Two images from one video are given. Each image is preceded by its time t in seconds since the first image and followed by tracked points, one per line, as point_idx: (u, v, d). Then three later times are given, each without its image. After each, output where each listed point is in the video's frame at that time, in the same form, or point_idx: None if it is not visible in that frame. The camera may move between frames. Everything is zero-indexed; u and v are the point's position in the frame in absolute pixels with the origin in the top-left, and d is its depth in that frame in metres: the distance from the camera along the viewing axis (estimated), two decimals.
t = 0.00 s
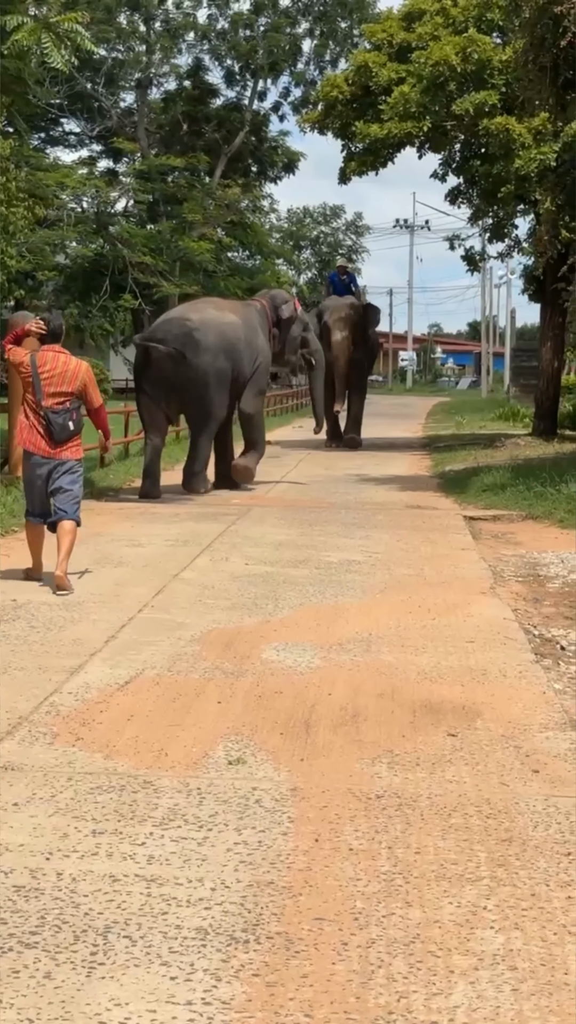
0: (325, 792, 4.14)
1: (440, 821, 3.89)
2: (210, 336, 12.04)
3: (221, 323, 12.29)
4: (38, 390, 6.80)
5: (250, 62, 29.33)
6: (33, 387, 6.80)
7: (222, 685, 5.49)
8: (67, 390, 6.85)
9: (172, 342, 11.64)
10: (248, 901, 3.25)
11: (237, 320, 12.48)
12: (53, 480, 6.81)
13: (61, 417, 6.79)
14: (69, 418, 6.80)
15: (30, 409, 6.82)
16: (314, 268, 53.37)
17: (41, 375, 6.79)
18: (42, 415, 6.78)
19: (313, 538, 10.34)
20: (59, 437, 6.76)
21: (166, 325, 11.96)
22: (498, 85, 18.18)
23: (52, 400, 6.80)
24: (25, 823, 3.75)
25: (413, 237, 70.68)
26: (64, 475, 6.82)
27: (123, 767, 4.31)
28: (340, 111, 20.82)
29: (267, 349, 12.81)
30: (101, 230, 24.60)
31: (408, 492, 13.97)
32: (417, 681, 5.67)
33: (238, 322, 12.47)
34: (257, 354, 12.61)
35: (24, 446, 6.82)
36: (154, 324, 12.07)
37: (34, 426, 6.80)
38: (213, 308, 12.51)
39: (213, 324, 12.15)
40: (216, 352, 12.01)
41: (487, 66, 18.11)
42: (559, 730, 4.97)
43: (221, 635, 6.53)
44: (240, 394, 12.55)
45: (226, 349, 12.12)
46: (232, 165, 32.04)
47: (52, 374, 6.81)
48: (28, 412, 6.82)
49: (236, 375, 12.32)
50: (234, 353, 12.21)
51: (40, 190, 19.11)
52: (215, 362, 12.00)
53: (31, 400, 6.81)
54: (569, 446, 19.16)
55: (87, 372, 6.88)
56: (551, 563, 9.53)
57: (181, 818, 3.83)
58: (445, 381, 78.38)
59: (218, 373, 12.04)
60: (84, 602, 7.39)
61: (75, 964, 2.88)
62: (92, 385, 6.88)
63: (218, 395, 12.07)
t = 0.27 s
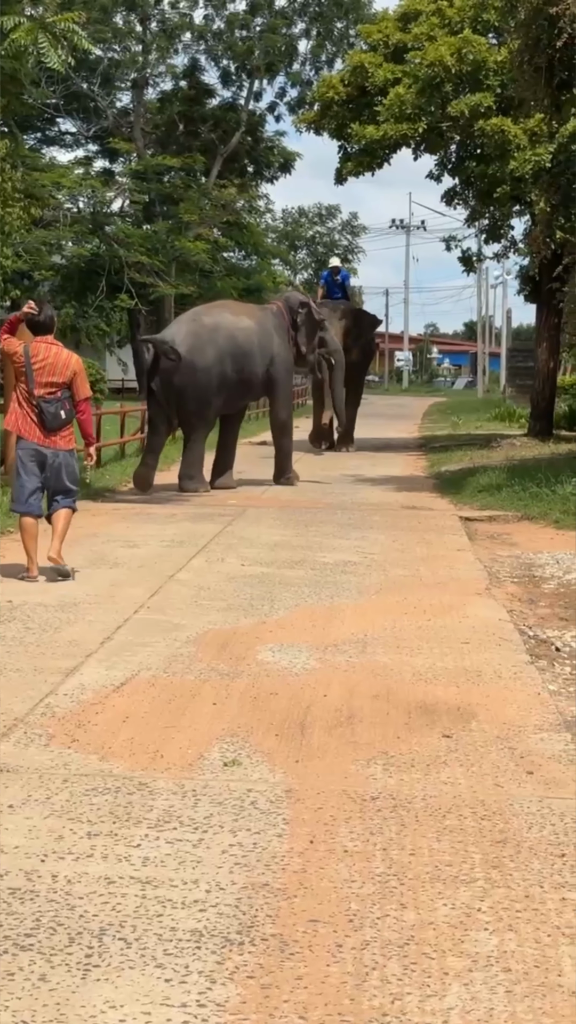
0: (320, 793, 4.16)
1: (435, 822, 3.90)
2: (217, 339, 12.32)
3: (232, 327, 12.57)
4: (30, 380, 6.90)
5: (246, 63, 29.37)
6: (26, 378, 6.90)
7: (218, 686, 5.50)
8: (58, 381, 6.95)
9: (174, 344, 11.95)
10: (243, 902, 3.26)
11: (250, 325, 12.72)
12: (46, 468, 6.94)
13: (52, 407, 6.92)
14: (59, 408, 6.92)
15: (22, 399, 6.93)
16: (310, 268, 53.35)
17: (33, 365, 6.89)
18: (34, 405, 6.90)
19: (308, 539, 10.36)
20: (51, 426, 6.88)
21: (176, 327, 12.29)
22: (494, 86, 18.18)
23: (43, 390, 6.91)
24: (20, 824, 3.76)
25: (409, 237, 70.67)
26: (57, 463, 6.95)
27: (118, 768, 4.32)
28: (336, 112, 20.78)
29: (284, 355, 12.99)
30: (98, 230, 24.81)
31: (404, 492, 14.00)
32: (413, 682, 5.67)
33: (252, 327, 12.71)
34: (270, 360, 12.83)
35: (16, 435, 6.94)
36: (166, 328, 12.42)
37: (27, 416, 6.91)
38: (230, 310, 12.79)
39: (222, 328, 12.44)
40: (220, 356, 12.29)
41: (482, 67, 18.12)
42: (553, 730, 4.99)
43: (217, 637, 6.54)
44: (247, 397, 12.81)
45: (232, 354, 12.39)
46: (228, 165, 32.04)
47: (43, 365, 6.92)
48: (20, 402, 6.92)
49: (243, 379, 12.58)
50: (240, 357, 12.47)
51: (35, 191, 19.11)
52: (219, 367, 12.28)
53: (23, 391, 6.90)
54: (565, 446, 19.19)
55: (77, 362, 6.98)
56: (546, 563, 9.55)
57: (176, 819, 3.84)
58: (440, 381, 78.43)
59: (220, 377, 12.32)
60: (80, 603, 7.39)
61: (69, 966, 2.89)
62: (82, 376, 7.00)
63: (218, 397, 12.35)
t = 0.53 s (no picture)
0: (315, 792, 4.18)
1: (429, 822, 3.92)
2: (228, 339, 12.64)
3: (245, 327, 12.89)
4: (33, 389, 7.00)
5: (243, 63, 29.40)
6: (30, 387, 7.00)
7: (213, 685, 5.52)
8: (60, 391, 7.05)
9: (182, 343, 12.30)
10: (237, 902, 3.28)
11: (263, 326, 13.01)
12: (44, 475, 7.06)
13: (53, 415, 7.00)
14: (60, 419, 7.01)
15: (23, 405, 7.02)
16: (307, 268, 53.33)
17: (38, 373, 6.99)
18: (35, 412, 6.99)
19: (304, 539, 10.37)
20: (50, 435, 6.98)
21: (189, 327, 12.66)
22: (490, 86, 18.17)
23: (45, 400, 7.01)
24: (16, 823, 3.77)
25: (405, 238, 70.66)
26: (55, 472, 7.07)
27: (114, 767, 4.33)
28: (332, 112, 20.77)
29: (298, 355, 13.24)
30: (94, 232, 24.88)
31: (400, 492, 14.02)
32: (409, 682, 5.69)
33: (264, 328, 13.00)
34: (282, 359, 13.09)
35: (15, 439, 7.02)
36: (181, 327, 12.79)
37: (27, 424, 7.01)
38: (244, 311, 13.10)
39: (234, 328, 12.75)
40: (230, 356, 12.60)
41: (478, 68, 18.12)
42: (547, 731, 5.00)
43: (213, 637, 6.55)
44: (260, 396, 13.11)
45: (242, 353, 12.69)
46: (224, 165, 32.03)
47: (48, 373, 7.02)
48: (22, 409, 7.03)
49: (254, 378, 12.87)
50: (251, 357, 12.77)
51: (31, 190, 19.07)
52: (229, 366, 12.60)
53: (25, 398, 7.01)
54: (561, 447, 19.20)
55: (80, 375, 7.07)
56: (542, 563, 9.56)
57: (171, 819, 3.86)
58: (437, 382, 78.44)
59: (230, 376, 12.63)
60: (75, 603, 7.40)
61: (64, 965, 2.91)
62: (84, 388, 7.10)
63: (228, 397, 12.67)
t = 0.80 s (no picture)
0: (308, 791, 4.19)
1: (422, 821, 3.93)
2: (221, 344, 12.89)
3: (245, 328, 13.02)
4: (39, 382, 7.39)
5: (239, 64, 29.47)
6: (36, 380, 7.40)
7: (206, 686, 5.53)
8: (64, 384, 7.45)
9: (172, 349, 12.69)
10: (230, 900, 3.29)
11: (265, 328, 13.12)
12: (51, 463, 7.41)
13: (60, 408, 7.40)
14: (66, 409, 7.40)
15: (30, 398, 7.40)
16: (302, 268, 53.32)
17: (45, 368, 7.41)
18: (43, 405, 7.39)
19: (298, 539, 10.38)
20: (57, 424, 7.36)
21: (188, 332, 12.99)
22: (485, 86, 18.18)
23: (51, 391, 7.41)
24: (10, 822, 3.78)
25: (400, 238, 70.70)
26: (62, 459, 7.43)
27: (108, 767, 4.35)
28: (327, 113, 20.77)
29: (302, 355, 13.26)
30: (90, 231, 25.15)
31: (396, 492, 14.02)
32: (402, 681, 5.70)
33: (265, 330, 13.11)
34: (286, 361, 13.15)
35: (23, 433, 7.40)
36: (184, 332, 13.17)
37: (35, 414, 7.39)
38: (250, 313, 13.28)
39: (231, 333, 12.97)
40: (224, 360, 12.85)
41: (473, 68, 18.15)
42: (540, 730, 5.02)
43: (207, 637, 6.56)
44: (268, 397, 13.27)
45: (237, 357, 12.90)
46: (219, 166, 32.06)
47: (54, 368, 7.44)
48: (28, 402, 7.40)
49: (254, 380, 13.04)
50: (247, 360, 12.95)
51: (25, 190, 19.05)
52: (224, 369, 12.84)
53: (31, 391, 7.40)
54: (556, 447, 19.23)
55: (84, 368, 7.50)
56: (537, 563, 9.58)
57: (165, 818, 3.87)
58: (432, 383, 78.45)
59: (226, 380, 12.88)
60: (70, 604, 7.40)
61: (58, 963, 2.92)
62: (87, 381, 7.52)
63: (226, 400, 12.93)
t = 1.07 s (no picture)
0: (303, 792, 4.20)
1: (416, 821, 3.95)
2: (223, 342, 13.08)
3: (249, 328, 13.21)
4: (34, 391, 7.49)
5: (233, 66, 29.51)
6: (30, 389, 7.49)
7: (201, 688, 5.54)
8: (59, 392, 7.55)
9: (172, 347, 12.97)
10: (225, 901, 3.30)
11: (269, 327, 13.27)
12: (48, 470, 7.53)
13: (55, 417, 7.51)
14: (61, 417, 7.51)
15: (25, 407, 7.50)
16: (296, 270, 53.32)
17: (39, 379, 7.49)
18: (38, 415, 7.48)
19: (293, 541, 10.39)
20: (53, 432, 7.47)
21: (194, 331, 13.25)
22: (479, 89, 18.19)
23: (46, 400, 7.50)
24: (5, 824, 3.79)
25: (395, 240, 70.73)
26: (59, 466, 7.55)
27: (103, 768, 4.36)
28: (321, 115, 20.79)
29: (308, 354, 13.35)
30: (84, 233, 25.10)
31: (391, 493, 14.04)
32: (396, 683, 5.72)
33: (271, 328, 13.26)
34: (291, 360, 13.26)
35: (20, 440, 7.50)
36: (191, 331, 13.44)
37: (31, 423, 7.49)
38: (257, 314, 13.46)
39: (233, 332, 13.15)
40: (225, 358, 13.02)
41: (468, 71, 18.17)
42: (535, 731, 5.03)
43: (201, 639, 6.57)
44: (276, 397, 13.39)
45: (238, 355, 13.06)
46: (214, 168, 32.10)
47: (48, 378, 7.52)
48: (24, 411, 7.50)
49: (258, 380, 13.17)
50: (250, 359, 13.10)
51: (20, 192, 19.03)
52: (225, 366, 13.03)
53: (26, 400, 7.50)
54: (550, 449, 19.25)
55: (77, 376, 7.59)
56: (531, 564, 9.60)
57: (160, 819, 3.88)
58: (426, 384, 78.48)
59: (229, 378, 13.05)
60: (64, 606, 7.41)
61: (54, 964, 2.93)
62: (81, 389, 7.62)
63: (230, 398, 13.10)
